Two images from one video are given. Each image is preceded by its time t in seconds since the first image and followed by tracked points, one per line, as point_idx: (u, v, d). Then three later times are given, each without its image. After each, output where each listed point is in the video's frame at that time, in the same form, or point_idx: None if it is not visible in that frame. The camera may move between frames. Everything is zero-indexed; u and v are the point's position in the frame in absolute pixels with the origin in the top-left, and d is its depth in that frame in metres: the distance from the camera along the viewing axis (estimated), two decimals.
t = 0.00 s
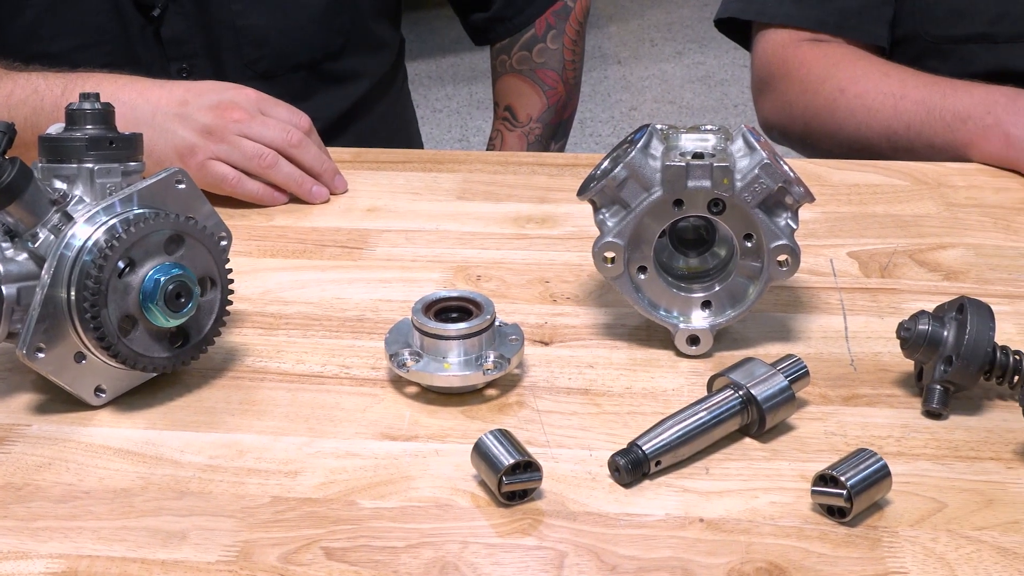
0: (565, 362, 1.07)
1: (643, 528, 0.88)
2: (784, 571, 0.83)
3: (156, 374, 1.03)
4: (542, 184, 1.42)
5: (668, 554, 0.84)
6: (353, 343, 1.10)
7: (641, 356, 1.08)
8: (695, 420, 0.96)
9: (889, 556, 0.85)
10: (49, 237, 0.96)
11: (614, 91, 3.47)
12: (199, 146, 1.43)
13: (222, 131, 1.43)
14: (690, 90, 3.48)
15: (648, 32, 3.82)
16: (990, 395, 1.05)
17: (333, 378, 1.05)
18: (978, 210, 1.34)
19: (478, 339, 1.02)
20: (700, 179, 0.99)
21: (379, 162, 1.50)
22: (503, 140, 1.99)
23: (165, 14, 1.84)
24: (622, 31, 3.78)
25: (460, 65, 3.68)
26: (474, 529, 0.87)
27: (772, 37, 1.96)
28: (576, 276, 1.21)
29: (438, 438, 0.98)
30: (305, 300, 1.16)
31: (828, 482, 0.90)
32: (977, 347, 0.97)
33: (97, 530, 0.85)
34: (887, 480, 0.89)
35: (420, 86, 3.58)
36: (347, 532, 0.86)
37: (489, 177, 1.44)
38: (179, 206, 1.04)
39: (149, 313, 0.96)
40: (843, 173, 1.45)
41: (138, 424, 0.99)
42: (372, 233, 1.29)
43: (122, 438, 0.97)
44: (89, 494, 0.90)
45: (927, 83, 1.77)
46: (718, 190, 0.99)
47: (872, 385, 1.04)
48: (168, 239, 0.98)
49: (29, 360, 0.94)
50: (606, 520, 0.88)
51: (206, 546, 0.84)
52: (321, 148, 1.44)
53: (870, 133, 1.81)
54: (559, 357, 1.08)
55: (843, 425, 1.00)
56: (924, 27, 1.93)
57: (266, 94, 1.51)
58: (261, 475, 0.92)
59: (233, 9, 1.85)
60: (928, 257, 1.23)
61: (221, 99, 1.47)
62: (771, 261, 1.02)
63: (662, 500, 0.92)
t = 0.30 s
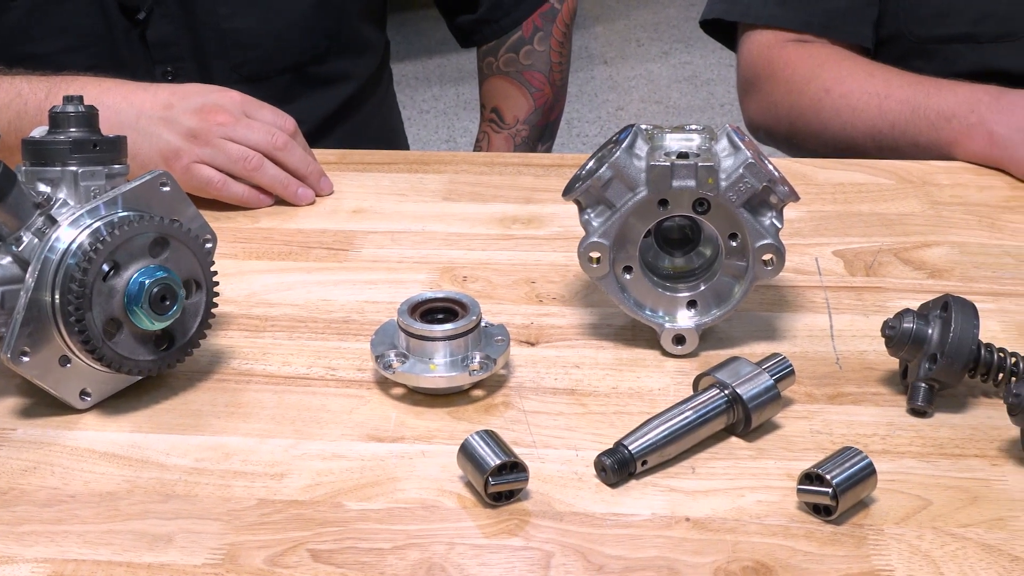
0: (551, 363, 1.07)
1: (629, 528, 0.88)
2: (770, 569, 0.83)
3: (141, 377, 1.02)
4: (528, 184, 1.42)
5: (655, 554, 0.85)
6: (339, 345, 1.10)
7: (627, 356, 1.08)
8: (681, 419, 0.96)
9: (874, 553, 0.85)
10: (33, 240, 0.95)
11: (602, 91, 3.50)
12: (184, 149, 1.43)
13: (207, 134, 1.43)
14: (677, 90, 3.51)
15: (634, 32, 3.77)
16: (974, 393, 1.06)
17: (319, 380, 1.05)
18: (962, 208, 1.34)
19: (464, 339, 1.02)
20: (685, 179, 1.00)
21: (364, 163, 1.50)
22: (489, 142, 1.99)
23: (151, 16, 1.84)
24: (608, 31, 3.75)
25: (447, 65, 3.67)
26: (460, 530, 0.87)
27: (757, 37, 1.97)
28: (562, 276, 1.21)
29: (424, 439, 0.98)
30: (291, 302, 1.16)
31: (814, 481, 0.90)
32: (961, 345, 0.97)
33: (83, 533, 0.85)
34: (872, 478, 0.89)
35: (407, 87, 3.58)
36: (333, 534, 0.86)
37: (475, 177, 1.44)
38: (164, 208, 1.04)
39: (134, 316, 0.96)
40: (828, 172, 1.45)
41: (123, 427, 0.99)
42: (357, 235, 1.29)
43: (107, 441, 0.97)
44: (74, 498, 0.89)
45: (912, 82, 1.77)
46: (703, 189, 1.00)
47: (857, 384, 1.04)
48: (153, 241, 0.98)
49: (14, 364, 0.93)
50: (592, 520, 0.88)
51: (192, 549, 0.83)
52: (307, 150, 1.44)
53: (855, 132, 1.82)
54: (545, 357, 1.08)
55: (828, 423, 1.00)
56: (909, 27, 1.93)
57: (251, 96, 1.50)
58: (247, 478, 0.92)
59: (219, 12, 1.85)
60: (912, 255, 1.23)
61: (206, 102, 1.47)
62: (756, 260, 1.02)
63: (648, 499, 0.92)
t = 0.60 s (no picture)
0: (534, 363, 1.07)
1: (612, 528, 0.88)
2: (753, 568, 0.83)
3: (123, 380, 1.02)
4: (511, 185, 1.42)
5: (638, 553, 0.85)
6: (322, 347, 1.10)
7: (610, 356, 1.08)
8: (664, 419, 0.96)
9: (857, 551, 0.85)
10: (12, 244, 0.95)
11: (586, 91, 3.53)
12: (165, 152, 1.42)
13: (188, 136, 1.42)
14: (661, 89, 3.53)
15: (618, 32, 3.72)
16: (956, 390, 1.06)
17: (302, 383, 1.05)
18: (943, 206, 1.35)
19: (447, 340, 1.02)
20: (666, 178, 1.00)
21: (347, 165, 1.49)
22: (472, 143, 1.98)
23: (132, 16, 1.83)
24: (592, 32, 3.69)
25: (430, 66, 3.66)
26: (444, 531, 0.87)
27: (738, 38, 1.97)
28: (545, 277, 1.21)
29: (407, 440, 0.98)
30: (274, 304, 1.16)
31: (797, 479, 0.91)
32: (943, 342, 0.97)
33: (65, 538, 0.85)
34: (854, 476, 0.89)
35: (390, 87, 3.58)
36: (316, 536, 0.86)
37: (457, 179, 1.44)
38: (144, 211, 1.04)
39: (115, 319, 0.96)
40: (810, 171, 1.45)
41: (105, 431, 0.99)
42: (340, 237, 1.29)
43: (89, 445, 0.97)
44: (56, 502, 0.89)
45: (892, 81, 1.77)
46: (685, 189, 1.00)
47: (839, 382, 1.05)
48: (134, 244, 0.98)
49: None
50: (576, 520, 0.88)
51: (175, 553, 0.83)
52: (289, 152, 1.44)
53: (837, 132, 1.82)
54: (528, 358, 1.08)
55: (811, 422, 1.00)
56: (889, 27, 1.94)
57: (233, 98, 1.50)
58: (229, 481, 0.92)
59: (199, 11, 1.84)
60: (894, 253, 1.23)
61: (186, 105, 1.47)
62: (738, 259, 1.02)
63: (631, 499, 0.92)
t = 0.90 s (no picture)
0: (519, 363, 1.07)
1: (598, 528, 0.88)
2: (738, 567, 0.83)
3: (107, 383, 1.02)
4: (496, 185, 1.42)
5: (624, 553, 0.85)
6: (306, 348, 1.09)
7: (594, 356, 1.08)
8: (649, 418, 0.96)
9: (842, 549, 0.86)
10: None
11: (569, 91, 3.46)
12: (148, 154, 1.41)
13: (170, 138, 1.41)
14: (645, 89, 3.48)
15: (603, 32, 3.76)
16: (940, 387, 1.07)
17: (286, 384, 1.04)
18: (927, 205, 1.35)
19: (432, 341, 1.02)
20: (650, 178, 1.00)
21: (331, 166, 1.48)
22: (457, 143, 1.97)
23: (115, 16, 1.83)
24: (577, 32, 3.75)
25: (415, 68, 3.65)
26: (429, 532, 0.87)
27: (720, 38, 1.96)
28: (530, 277, 1.21)
29: (392, 441, 0.98)
30: (258, 306, 1.16)
31: (781, 478, 0.91)
32: (926, 340, 0.97)
33: (49, 541, 0.85)
34: (838, 474, 0.89)
35: (375, 88, 3.55)
36: (301, 537, 0.85)
37: (442, 179, 1.44)
38: (127, 212, 1.03)
39: (98, 322, 0.95)
40: (794, 170, 1.45)
41: (89, 434, 0.98)
42: (325, 238, 1.29)
43: (72, 448, 0.96)
44: (39, 506, 0.89)
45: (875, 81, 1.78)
46: (669, 189, 1.00)
47: (824, 380, 1.05)
48: (117, 246, 0.97)
49: None
50: (561, 520, 0.88)
51: (160, 555, 0.83)
52: (272, 154, 1.43)
53: (820, 132, 1.82)
54: (513, 358, 1.08)
55: (796, 420, 1.00)
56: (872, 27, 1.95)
57: (216, 100, 1.49)
58: (214, 483, 0.92)
59: (184, 11, 1.84)
60: (878, 252, 1.24)
61: (169, 106, 1.46)
62: (722, 258, 1.02)
63: (617, 499, 0.92)
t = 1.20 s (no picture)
0: (507, 364, 1.07)
1: (586, 528, 0.88)
2: (726, 566, 0.84)
3: (94, 385, 1.01)
4: (484, 186, 1.42)
5: (612, 553, 0.85)
6: (294, 350, 1.09)
7: (583, 356, 1.08)
8: (637, 418, 0.96)
9: (830, 548, 0.86)
10: None
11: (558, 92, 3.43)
12: (135, 157, 1.41)
13: (157, 141, 1.41)
14: (634, 89, 3.43)
15: (592, 32, 3.77)
16: (927, 386, 1.07)
17: (275, 386, 1.04)
18: (914, 204, 1.35)
19: (420, 343, 1.02)
20: (638, 178, 1.00)
21: (319, 168, 1.47)
22: (444, 143, 1.96)
23: (102, 15, 1.82)
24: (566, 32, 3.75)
25: (404, 68, 3.65)
26: (418, 533, 0.87)
27: (707, 38, 1.97)
28: (517, 278, 1.21)
29: (381, 442, 0.98)
30: (246, 308, 1.16)
31: (770, 477, 0.91)
32: (913, 338, 0.98)
33: (36, 545, 0.84)
34: (826, 473, 0.89)
35: (363, 90, 3.53)
36: (289, 539, 0.85)
37: (430, 180, 1.43)
38: (114, 215, 1.03)
39: (85, 324, 0.95)
40: (781, 169, 1.45)
41: (76, 436, 0.98)
42: (312, 239, 1.28)
43: (60, 451, 0.96)
44: (27, 509, 0.88)
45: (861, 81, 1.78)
46: (656, 189, 1.00)
47: (811, 379, 1.05)
48: (104, 249, 0.97)
49: None
50: (550, 520, 0.88)
51: (147, 558, 0.83)
52: (260, 156, 1.43)
53: (808, 132, 1.83)
54: (501, 359, 1.08)
55: (784, 419, 1.01)
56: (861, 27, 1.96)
57: (203, 102, 1.48)
58: (202, 485, 0.92)
59: (171, 10, 1.84)
60: (865, 251, 1.24)
61: (156, 108, 1.45)
62: (709, 258, 1.03)
63: (605, 499, 0.92)
